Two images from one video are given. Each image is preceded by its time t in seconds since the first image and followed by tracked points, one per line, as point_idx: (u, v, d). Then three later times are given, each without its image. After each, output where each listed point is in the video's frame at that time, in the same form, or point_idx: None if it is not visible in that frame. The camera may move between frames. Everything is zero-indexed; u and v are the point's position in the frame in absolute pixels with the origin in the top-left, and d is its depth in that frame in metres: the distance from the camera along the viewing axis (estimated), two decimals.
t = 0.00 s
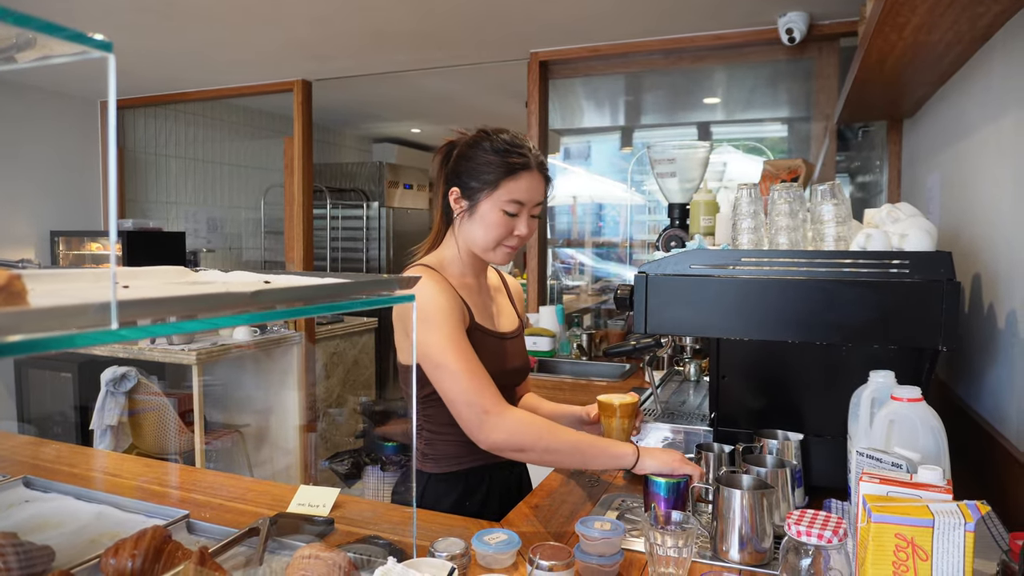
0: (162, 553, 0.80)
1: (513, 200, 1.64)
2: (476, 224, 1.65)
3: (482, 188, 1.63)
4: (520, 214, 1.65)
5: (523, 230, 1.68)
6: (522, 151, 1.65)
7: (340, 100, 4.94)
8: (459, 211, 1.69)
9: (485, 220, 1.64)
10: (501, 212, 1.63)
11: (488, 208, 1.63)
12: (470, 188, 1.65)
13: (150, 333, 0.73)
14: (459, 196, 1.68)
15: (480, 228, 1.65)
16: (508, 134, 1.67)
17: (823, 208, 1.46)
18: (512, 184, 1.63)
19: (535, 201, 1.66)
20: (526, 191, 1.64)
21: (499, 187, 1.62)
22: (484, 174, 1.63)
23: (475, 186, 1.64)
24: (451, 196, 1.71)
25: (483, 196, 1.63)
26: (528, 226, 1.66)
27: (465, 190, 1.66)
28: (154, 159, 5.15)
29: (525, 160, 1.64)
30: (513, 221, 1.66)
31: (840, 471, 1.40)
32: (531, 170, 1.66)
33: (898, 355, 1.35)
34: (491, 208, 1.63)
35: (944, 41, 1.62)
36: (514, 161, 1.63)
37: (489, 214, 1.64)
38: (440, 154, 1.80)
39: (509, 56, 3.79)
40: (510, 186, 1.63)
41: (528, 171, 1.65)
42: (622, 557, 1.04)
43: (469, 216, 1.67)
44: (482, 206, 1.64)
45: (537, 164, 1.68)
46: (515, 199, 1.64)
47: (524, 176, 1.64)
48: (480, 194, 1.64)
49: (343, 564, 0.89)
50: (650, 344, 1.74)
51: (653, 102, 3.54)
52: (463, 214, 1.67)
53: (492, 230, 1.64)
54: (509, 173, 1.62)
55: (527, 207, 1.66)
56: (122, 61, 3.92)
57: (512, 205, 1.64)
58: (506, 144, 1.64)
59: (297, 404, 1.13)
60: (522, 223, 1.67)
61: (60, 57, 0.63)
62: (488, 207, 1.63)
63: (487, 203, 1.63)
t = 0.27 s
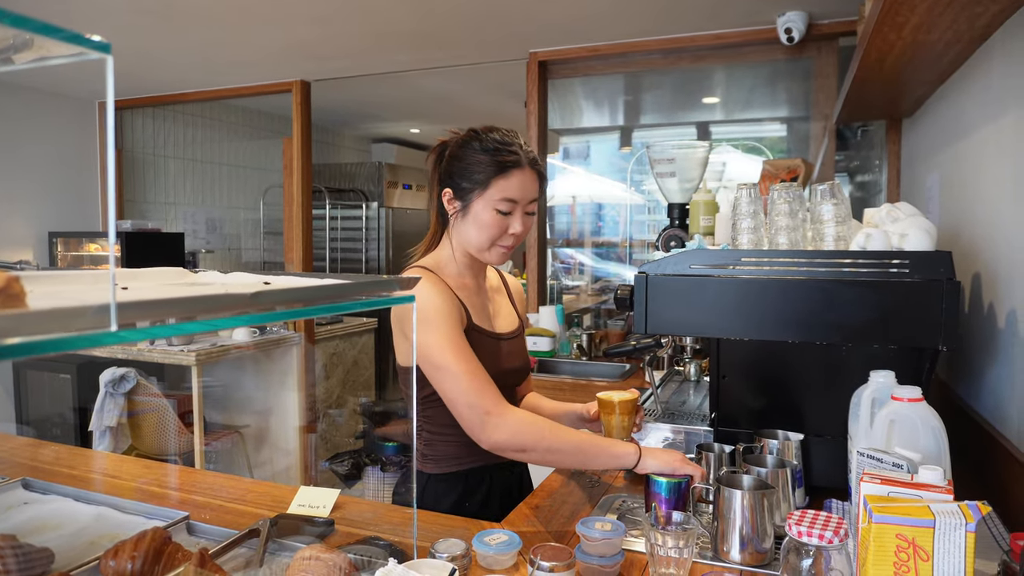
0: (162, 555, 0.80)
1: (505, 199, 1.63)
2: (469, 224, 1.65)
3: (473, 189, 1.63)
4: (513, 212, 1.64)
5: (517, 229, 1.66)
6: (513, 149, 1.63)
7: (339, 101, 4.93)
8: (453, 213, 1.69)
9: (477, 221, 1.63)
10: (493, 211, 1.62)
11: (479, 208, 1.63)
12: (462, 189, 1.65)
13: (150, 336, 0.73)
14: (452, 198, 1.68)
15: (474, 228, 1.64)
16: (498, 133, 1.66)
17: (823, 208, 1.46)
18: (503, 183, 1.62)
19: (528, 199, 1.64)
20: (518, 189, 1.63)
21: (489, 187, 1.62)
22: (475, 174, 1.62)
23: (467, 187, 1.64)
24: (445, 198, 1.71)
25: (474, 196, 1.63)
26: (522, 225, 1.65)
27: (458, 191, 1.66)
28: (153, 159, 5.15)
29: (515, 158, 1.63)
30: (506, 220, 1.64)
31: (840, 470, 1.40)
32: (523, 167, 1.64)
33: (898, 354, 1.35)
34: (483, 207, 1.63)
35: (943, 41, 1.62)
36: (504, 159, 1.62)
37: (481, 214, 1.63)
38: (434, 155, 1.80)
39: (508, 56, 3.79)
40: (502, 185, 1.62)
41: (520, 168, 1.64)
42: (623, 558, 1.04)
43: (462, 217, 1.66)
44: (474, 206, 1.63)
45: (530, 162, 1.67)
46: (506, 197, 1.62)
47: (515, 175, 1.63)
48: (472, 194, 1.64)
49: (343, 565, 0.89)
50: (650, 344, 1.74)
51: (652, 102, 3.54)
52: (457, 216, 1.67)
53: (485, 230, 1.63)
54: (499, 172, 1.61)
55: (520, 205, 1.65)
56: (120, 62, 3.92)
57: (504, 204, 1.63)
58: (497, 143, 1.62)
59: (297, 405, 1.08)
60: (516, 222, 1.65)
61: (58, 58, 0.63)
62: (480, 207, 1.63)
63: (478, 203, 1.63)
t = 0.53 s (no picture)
0: (163, 556, 0.81)
1: (503, 195, 1.63)
2: (468, 221, 1.65)
3: (471, 185, 1.63)
4: (511, 207, 1.63)
5: (515, 224, 1.66)
6: (509, 145, 1.63)
7: (341, 100, 4.93)
8: (451, 209, 1.69)
9: (476, 217, 1.63)
10: (491, 207, 1.62)
11: (477, 204, 1.63)
12: (460, 185, 1.65)
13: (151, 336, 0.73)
14: (450, 194, 1.68)
15: (472, 224, 1.64)
16: (495, 129, 1.66)
17: (826, 208, 1.46)
18: (500, 178, 1.62)
19: (525, 194, 1.64)
20: (515, 184, 1.62)
21: (487, 183, 1.61)
22: (472, 170, 1.62)
23: (464, 183, 1.64)
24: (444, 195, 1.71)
25: (472, 193, 1.63)
26: (520, 220, 1.64)
27: (456, 187, 1.66)
28: (155, 159, 5.16)
29: (512, 153, 1.62)
30: (504, 216, 1.64)
31: (840, 471, 1.39)
32: (520, 163, 1.64)
33: (901, 355, 1.35)
34: (481, 203, 1.63)
35: (946, 41, 1.62)
36: (501, 155, 1.62)
37: (479, 210, 1.63)
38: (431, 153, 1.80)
39: (510, 56, 3.79)
40: (499, 181, 1.62)
41: (517, 164, 1.64)
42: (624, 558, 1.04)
43: (461, 213, 1.66)
44: (472, 202, 1.63)
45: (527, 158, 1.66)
46: (503, 192, 1.62)
47: (512, 170, 1.62)
48: (470, 190, 1.64)
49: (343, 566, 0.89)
50: (652, 344, 1.74)
51: (654, 102, 3.53)
52: (455, 213, 1.67)
53: (483, 226, 1.63)
54: (496, 167, 1.61)
55: (518, 200, 1.64)
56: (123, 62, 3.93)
57: (502, 200, 1.62)
58: (493, 139, 1.62)
59: (297, 403, 1.08)
60: (514, 217, 1.65)
61: (60, 59, 0.63)
62: (478, 203, 1.63)
63: (476, 199, 1.63)
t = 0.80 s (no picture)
0: (164, 554, 0.81)
1: (482, 182, 1.61)
2: (453, 212, 1.65)
3: (453, 176, 1.64)
4: (490, 193, 1.60)
5: (498, 211, 1.62)
6: (488, 133, 1.62)
7: (341, 100, 4.93)
8: (443, 205, 1.71)
9: (459, 207, 1.63)
10: (471, 195, 1.61)
11: (459, 194, 1.63)
12: (444, 178, 1.67)
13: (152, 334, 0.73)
14: (441, 190, 1.70)
15: (456, 216, 1.64)
16: (479, 122, 1.67)
17: (827, 209, 1.45)
18: (478, 165, 1.60)
19: (505, 179, 1.60)
20: (492, 170, 1.60)
21: (464, 171, 1.61)
22: (453, 161, 1.63)
23: (449, 176, 1.65)
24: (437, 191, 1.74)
25: (453, 183, 1.63)
26: (500, 205, 1.61)
27: (444, 182, 1.68)
28: (155, 158, 5.15)
29: (489, 140, 1.61)
30: (485, 203, 1.61)
31: (840, 471, 1.39)
32: (500, 149, 1.62)
33: (901, 356, 1.35)
34: (462, 193, 1.62)
35: (947, 42, 1.62)
36: (480, 144, 1.61)
37: (461, 200, 1.63)
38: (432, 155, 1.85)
39: (511, 56, 3.79)
40: (477, 168, 1.60)
41: (496, 151, 1.61)
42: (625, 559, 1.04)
43: (449, 207, 1.67)
44: (454, 193, 1.64)
45: (511, 146, 1.64)
46: (481, 179, 1.60)
47: (490, 156, 1.60)
48: (454, 182, 1.64)
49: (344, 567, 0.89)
50: (653, 344, 1.74)
51: (655, 102, 3.53)
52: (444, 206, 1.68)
53: (464, 215, 1.62)
54: (474, 155, 1.60)
55: (498, 186, 1.61)
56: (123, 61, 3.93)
57: (480, 186, 1.60)
58: (473, 129, 1.63)
59: (298, 402, 1.07)
60: (495, 203, 1.61)
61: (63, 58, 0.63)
62: (459, 193, 1.63)
63: (458, 189, 1.63)
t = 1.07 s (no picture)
0: (166, 554, 0.82)
1: (482, 174, 1.63)
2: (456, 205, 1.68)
3: (457, 170, 1.67)
4: (489, 185, 1.62)
5: (498, 202, 1.63)
6: (488, 126, 1.64)
7: (343, 99, 4.94)
8: (451, 201, 1.74)
9: (460, 199, 1.66)
10: (471, 187, 1.63)
11: (461, 189, 1.65)
12: (449, 173, 1.70)
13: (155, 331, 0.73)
14: (450, 187, 1.74)
15: (459, 208, 1.67)
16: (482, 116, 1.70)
17: (828, 208, 1.45)
18: (476, 159, 1.63)
19: (504, 170, 1.62)
20: (490, 163, 1.62)
21: (465, 164, 1.64)
22: (455, 155, 1.67)
23: (454, 172, 1.69)
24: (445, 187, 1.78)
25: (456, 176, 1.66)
26: (499, 196, 1.62)
27: (451, 179, 1.71)
28: (157, 158, 5.16)
29: (487, 133, 1.63)
30: (484, 196, 1.63)
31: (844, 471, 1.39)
32: (500, 141, 1.63)
33: (904, 355, 1.34)
34: (463, 185, 1.65)
35: (949, 41, 1.62)
36: (480, 137, 1.64)
37: (462, 192, 1.65)
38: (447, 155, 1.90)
39: (512, 55, 3.79)
40: (476, 160, 1.63)
41: (495, 144, 1.63)
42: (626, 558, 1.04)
43: (455, 202, 1.70)
44: (457, 186, 1.67)
45: (513, 140, 1.66)
46: (479, 171, 1.63)
47: (489, 149, 1.62)
48: (458, 178, 1.68)
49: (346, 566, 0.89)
50: (654, 343, 1.74)
51: (656, 101, 3.53)
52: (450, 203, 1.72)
53: (465, 207, 1.65)
54: (473, 148, 1.63)
55: (497, 177, 1.62)
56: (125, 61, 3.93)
57: (480, 178, 1.62)
58: (474, 123, 1.66)
59: (299, 402, 1.09)
60: (495, 195, 1.63)
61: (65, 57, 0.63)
62: (460, 185, 1.65)
63: (460, 182, 1.66)
